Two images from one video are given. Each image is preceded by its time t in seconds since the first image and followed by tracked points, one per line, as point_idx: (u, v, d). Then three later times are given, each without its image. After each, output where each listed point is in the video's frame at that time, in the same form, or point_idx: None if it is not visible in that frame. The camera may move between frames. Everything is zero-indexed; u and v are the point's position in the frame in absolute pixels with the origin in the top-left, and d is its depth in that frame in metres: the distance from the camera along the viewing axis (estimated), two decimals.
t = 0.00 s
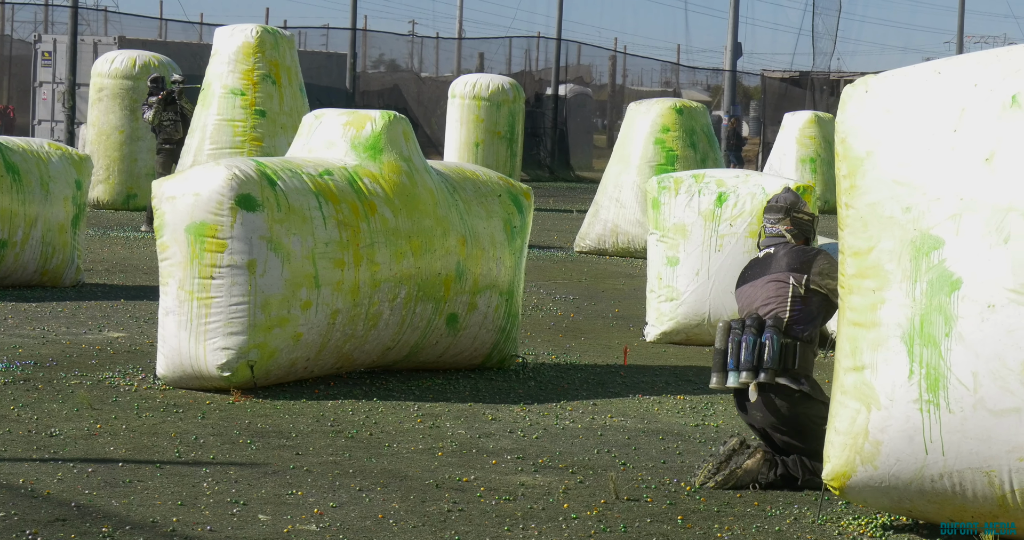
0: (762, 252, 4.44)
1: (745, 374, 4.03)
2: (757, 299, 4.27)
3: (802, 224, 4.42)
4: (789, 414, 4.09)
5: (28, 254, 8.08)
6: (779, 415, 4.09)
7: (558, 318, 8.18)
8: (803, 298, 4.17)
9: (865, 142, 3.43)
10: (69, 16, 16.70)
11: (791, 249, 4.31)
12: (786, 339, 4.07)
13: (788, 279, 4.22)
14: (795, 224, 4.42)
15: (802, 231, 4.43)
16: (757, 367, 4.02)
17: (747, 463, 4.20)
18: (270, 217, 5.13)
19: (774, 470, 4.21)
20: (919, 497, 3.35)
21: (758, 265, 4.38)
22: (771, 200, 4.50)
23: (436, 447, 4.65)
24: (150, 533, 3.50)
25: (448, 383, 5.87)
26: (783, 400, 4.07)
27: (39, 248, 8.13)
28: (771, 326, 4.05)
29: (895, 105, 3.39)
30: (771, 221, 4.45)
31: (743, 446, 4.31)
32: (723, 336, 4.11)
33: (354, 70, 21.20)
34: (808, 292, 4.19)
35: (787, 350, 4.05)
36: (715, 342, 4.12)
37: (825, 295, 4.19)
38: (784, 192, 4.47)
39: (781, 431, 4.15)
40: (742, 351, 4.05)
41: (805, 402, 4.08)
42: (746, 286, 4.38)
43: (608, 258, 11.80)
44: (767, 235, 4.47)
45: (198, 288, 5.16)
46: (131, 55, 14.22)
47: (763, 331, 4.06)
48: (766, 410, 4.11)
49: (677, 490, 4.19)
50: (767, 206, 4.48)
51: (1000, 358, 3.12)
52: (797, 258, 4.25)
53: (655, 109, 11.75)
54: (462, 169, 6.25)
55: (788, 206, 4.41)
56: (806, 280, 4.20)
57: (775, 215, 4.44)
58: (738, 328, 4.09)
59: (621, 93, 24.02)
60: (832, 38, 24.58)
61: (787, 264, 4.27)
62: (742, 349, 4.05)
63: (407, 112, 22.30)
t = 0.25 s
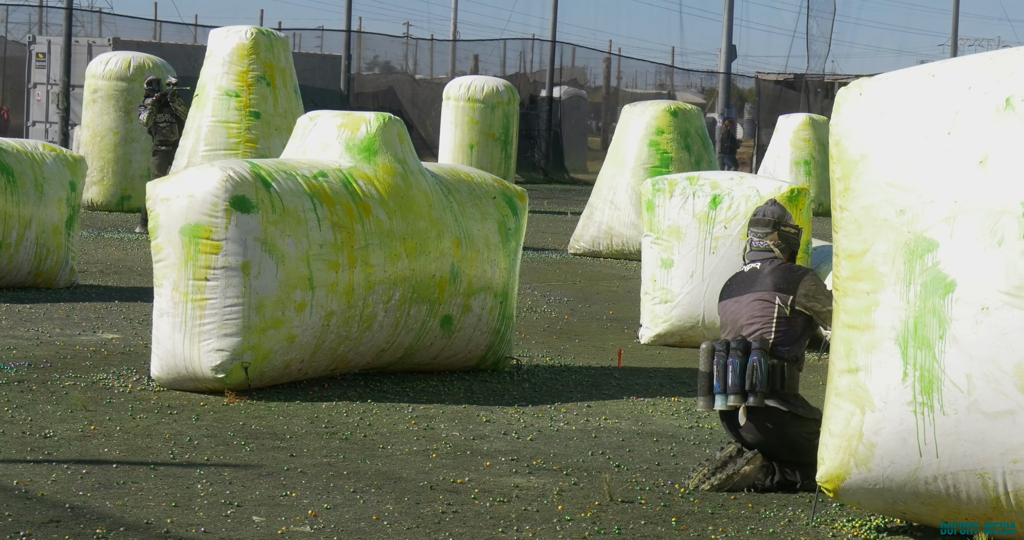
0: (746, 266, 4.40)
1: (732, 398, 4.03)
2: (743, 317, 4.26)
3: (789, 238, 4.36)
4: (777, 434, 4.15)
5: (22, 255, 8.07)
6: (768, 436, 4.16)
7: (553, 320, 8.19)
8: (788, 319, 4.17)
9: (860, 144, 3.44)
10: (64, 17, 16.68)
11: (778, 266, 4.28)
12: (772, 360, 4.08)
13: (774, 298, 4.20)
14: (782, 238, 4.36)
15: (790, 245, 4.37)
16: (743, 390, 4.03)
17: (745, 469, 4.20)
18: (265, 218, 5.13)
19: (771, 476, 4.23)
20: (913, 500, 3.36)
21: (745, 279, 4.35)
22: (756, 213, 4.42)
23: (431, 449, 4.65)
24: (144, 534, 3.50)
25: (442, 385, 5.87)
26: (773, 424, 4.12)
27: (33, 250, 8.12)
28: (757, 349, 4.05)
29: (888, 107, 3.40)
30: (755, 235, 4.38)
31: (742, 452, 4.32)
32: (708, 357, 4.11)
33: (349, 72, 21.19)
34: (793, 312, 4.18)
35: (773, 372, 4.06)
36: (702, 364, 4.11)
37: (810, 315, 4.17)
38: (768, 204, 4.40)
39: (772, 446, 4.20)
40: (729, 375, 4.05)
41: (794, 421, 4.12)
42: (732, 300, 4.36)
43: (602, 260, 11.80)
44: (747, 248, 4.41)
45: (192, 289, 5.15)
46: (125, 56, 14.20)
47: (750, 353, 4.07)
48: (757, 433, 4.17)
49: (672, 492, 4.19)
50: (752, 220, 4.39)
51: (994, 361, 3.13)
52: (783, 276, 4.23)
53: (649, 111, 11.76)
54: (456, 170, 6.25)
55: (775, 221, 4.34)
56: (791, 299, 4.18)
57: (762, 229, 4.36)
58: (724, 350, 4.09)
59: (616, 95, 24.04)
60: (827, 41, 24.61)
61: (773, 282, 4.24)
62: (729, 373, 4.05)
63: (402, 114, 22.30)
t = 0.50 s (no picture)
0: (729, 278, 4.28)
1: (720, 422, 3.99)
2: (723, 334, 4.15)
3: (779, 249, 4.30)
4: (768, 447, 4.13)
5: (16, 255, 8.05)
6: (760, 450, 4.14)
7: (547, 320, 8.19)
8: (769, 337, 4.06)
9: (854, 144, 3.45)
10: (58, 16, 16.65)
11: (761, 281, 4.17)
12: (757, 379, 4.02)
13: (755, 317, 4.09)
14: (773, 250, 4.29)
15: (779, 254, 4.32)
16: (731, 413, 3.99)
17: (739, 473, 4.20)
18: (259, 218, 5.12)
19: (765, 480, 4.22)
20: (907, 500, 3.36)
21: (726, 292, 4.23)
22: (743, 225, 4.33)
23: (425, 448, 4.65)
24: (138, 533, 3.49)
25: (437, 385, 5.87)
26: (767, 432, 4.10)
27: (27, 249, 8.10)
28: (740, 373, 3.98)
29: (883, 107, 3.40)
30: (745, 247, 4.28)
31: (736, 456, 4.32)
32: (692, 381, 4.05)
33: (343, 72, 21.18)
34: (774, 330, 4.07)
35: (760, 391, 4.01)
36: (686, 389, 4.05)
37: (791, 333, 4.05)
38: (756, 217, 4.31)
39: (761, 459, 4.19)
40: (715, 399, 3.99)
41: (784, 435, 4.10)
42: (712, 313, 4.24)
43: (597, 260, 11.81)
44: (735, 260, 4.30)
45: (187, 289, 5.15)
46: (119, 56, 14.18)
47: (733, 377, 4.00)
48: (747, 446, 4.15)
49: (666, 492, 4.20)
50: (743, 231, 4.29)
51: (988, 361, 3.14)
52: (766, 293, 4.11)
53: (644, 111, 11.77)
54: (451, 170, 6.25)
55: (767, 232, 4.27)
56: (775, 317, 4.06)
57: (752, 241, 4.27)
58: (707, 375, 4.02)
59: (610, 95, 24.05)
60: (821, 41, 24.65)
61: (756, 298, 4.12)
62: (714, 397, 3.99)
63: (396, 114, 22.29)
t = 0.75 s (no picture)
0: (730, 276, 4.25)
1: (716, 421, 3.99)
2: (721, 334, 4.13)
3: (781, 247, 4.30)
4: (765, 447, 4.13)
5: (13, 254, 8.04)
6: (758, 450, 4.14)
7: (544, 319, 8.19)
8: (768, 339, 4.04)
9: (852, 144, 3.45)
10: (55, 15, 16.63)
11: (760, 280, 4.11)
12: (754, 379, 4.03)
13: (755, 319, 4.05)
14: (777, 248, 4.29)
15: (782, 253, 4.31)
16: (728, 413, 3.99)
17: (737, 472, 4.21)
18: (257, 217, 5.12)
19: (762, 479, 4.24)
20: (904, 500, 3.37)
21: (725, 291, 4.19)
22: (747, 222, 4.31)
23: (423, 448, 4.65)
24: (136, 533, 3.49)
25: (434, 384, 5.87)
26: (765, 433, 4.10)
27: (24, 248, 8.09)
28: (737, 372, 4.00)
29: (881, 107, 3.40)
30: (750, 245, 4.26)
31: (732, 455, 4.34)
32: (689, 380, 4.06)
33: (340, 71, 21.17)
34: (774, 331, 4.05)
35: (756, 391, 4.02)
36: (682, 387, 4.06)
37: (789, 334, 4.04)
38: (761, 214, 4.30)
39: (759, 457, 4.20)
40: (712, 398, 4.00)
41: (781, 435, 4.10)
42: (711, 310, 4.20)
43: (594, 260, 11.81)
44: (740, 257, 4.26)
45: (184, 288, 5.14)
46: (117, 55, 14.16)
47: (730, 376, 4.01)
48: (744, 447, 4.15)
49: (664, 492, 4.20)
50: (749, 229, 4.27)
51: (986, 361, 3.14)
52: (765, 294, 4.06)
53: (641, 110, 11.77)
54: (449, 170, 6.25)
55: (772, 230, 4.26)
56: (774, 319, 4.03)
57: (757, 239, 4.26)
58: (704, 374, 4.03)
59: (608, 94, 24.05)
60: (818, 41, 24.66)
61: (755, 299, 4.07)
62: (711, 396, 4.00)
63: (393, 113, 22.28)
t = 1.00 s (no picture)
0: (736, 275, 4.26)
1: (718, 419, 3.99)
2: (728, 331, 4.14)
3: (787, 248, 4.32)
4: (766, 445, 4.13)
5: (13, 252, 8.04)
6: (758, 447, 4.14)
7: (544, 318, 8.19)
8: (778, 336, 4.11)
9: (852, 144, 3.45)
10: (55, 13, 16.62)
11: (766, 279, 4.18)
12: (756, 377, 4.02)
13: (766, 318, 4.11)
14: (784, 250, 4.30)
15: (788, 254, 4.33)
16: (729, 411, 3.99)
17: (736, 471, 4.20)
18: (256, 216, 5.12)
19: (762, 478, 4.23)
20: (904, 499, 3.37)
21: (731, 288, 4.22)
22: (754, 222, 4.30)
23: (422, 447, 4.65)
24: (135, 531, 3.49)
25: (433, 384, 5.86)
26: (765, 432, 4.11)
27: (24, 247, 8.09)
28: (739, 370, 4.00)
29: (881, 107, 3.40)
30: (757, 246, 4.27)
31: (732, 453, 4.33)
32: (691, 377, 4.06)
33: (340, 70, 21.17)
34: (783, 328, 4.12)
35: (758, 390, 4.01)
36: (684, 385, 4.06)
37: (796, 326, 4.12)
38: (769, 215, 4.29)
39: (759, 456, 4.19)
40: (713, 396, 3.99)
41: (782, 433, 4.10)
42: (715, 307, 4.20)
43: (593, 259, 11.81)
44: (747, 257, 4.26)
45: (184, 287, 5.14)
46: (116, 53, 14.15)
47: (732, 374, 4.01)
48: (745, 444, 4.15)
49: (663, 491, 4.20)
50: (757, 230, 4.27)
51: (986, 361, 3.14)
52: (773, 293, 4.13)
53: (641, 110, 11.78)
54: (448, 169, 6.25)
55: (779, 231, 4.26)
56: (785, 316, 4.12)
57: (765, 240, 4.26)
58: (706, 372, 4.03)
59: (608, 94, 24.04)
60: (818, 40, 24.64)
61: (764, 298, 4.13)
62: (713, 394, 3.99)
63: (393, 112, 22.28)
